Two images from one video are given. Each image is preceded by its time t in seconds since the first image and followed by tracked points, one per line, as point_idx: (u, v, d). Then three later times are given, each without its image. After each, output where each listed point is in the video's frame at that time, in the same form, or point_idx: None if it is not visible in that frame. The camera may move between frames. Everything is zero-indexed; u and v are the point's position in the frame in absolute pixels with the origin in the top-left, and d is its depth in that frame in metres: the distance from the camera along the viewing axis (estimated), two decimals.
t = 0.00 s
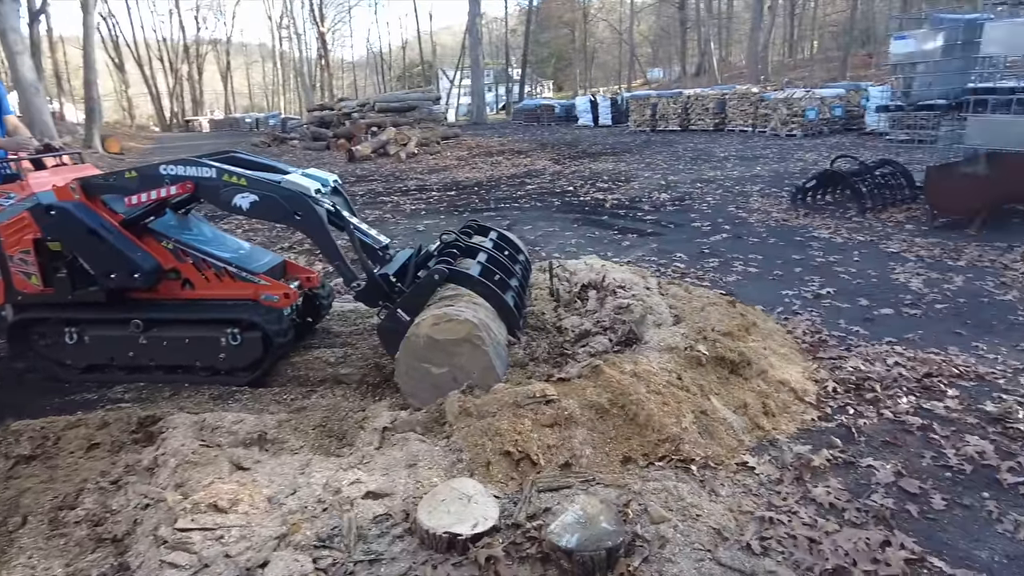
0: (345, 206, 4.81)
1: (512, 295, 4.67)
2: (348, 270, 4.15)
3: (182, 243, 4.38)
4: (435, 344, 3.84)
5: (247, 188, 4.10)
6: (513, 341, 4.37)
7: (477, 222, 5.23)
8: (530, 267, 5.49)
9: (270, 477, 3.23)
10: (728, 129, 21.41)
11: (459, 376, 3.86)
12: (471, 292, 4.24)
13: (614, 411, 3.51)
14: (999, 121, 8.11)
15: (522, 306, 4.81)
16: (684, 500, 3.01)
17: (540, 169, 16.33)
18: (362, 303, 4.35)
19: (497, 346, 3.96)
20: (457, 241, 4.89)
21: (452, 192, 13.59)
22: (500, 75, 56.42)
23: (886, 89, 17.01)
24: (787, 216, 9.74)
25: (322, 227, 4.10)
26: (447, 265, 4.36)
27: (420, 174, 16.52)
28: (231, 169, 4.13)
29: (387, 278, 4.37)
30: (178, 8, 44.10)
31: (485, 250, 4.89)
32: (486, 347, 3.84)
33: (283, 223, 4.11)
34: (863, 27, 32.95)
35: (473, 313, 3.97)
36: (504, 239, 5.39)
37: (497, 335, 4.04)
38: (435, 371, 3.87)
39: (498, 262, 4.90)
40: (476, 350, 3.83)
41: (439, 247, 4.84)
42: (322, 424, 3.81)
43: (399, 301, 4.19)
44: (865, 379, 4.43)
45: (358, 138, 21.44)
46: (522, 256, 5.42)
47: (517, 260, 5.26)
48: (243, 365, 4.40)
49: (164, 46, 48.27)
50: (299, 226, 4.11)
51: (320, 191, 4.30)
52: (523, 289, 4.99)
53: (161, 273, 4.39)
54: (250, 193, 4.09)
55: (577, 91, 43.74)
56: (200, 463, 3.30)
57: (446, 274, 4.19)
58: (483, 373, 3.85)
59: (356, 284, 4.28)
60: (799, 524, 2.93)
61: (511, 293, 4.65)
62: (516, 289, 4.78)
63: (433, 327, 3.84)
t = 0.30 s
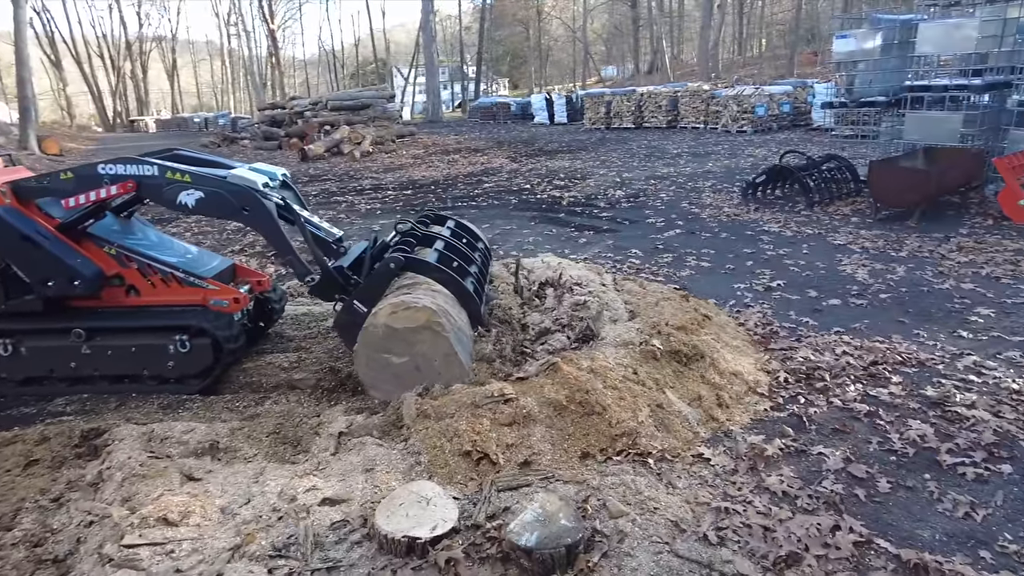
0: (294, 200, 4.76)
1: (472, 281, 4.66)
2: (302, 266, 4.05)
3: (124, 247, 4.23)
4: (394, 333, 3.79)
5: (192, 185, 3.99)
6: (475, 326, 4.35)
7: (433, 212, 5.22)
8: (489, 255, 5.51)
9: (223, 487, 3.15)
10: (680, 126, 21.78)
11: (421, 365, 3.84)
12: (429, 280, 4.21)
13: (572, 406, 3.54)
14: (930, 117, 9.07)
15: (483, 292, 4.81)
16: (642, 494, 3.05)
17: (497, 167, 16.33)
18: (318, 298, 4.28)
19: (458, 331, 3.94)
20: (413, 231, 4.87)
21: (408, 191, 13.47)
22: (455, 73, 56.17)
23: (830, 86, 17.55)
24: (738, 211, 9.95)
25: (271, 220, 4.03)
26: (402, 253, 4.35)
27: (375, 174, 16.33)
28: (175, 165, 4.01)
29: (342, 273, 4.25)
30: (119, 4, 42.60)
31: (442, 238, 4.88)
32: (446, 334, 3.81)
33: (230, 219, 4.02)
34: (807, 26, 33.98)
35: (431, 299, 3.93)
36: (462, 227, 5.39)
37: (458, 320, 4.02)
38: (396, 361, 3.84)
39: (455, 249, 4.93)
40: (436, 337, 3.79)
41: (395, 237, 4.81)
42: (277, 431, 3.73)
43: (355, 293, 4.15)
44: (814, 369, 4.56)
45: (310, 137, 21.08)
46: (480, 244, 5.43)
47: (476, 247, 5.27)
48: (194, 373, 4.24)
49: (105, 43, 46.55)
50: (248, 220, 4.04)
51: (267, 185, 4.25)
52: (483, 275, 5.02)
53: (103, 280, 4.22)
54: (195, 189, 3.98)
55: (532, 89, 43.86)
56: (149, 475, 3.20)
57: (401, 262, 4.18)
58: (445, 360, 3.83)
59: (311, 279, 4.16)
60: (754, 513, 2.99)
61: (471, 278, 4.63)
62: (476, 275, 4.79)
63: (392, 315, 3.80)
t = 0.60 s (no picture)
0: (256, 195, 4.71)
1: (440, 269, 4.64)
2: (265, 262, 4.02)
3: (78, 253, 4.12)
4: (361, 324, 3.74)
5: (149, 182, 3.93)
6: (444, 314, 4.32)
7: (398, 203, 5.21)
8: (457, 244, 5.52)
9: (193, 495, 3.10)
10: (650, 124, 21.97)
11: (390, 356, 3.80)
12: (396, 269, 4.18)
13: (546, 404, 3.55)
14: (892, 112, 9.35)
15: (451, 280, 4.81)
16: (616, 490, 3.07)
17: (468, 166, 16.29)
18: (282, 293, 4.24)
19: (427, 319, 3.91)
20: (378, 221, 4.85)
21: (379, 191, 13.37)
22: (425, 71, 55.86)
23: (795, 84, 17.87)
24: (707, 207, 10.07)
25: (231, 216, 3.96)
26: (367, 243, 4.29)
27: (346, 174, 16.17)
28: (130, 163, 3.95)
29: (307, 267, 4.28)
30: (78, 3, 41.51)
31: (408, 227, 4.87)
32: (415, 323, 3.77)
33: (189, 215, 3.95)
34: (772, 24, 34.57)
35: (398, 288, 3.89)
36: (428, 217, 5.40)
37: (426, 307, 3.98)
38: (364, 353, 3.79)
39: (422, 239, 4.90)
40: (405, 326, 3.75)
41: (360, 228, 4.77)
42: (246, 436, 3.67)
43: (319, 286, 4.09)
44: (784, 362, 4.64)
45: (278, 137, 20.82)
46: (447, 233, 5.44)
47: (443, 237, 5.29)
48: (154, 380, 4.16)
49: (63, 42, 45.36)
50: (207, 217, 3.97)
51: (226, 180, 4.19)
52: (452, 264, 5.00)
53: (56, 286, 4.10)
54: (152, 187, 3.92)
55: (502, 88, 43.82)
56: (115, 486, 3.12)
57: (367, 252, 4.09)
58: (414, 348, 3.79)
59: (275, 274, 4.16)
60: (727, 506, 3.03)
61: (438, 267, 4.63)
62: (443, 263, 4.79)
63: (358, 306, 3.74)
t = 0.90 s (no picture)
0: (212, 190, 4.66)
1: (400, 255, 4.60)
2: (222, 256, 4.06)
3: (28, 258, 4.03)
4: (317, 311, 3.71)
5: (98, 180, 3.89)
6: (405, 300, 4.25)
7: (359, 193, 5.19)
8: (422, 232, 5.50)
9: (175, 501, 3.06)
10: (630, 123, 22.09)
11: (347, 342, 3.76)
12: (353, 256, 4.15)
13: (530, 403, 3.55)
14: (866, 110, 9.43)
15: (414, 266, 4.79)
16: (602, 487, 3.08)
17: (449, 166, 16.25)
18: (240, 286, 4.22)
19: (385, 304, 3.87)
20: (337, 210, 4.84)
21: (360, 192, 13.32)
22: (405, 71, 55.61)
23: (772, 83, 18.06)
24: (687, 205, 10.15)
25: (185, 211, 3.93)
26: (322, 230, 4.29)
27: (326, 175, 16.07)
28: (78, 161, 3.90)
29: (264, 258, 4.22)
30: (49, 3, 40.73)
31: (368, 215, 4.87)
32: (372, 308, 3.73)
33: (142, 211, 3.92)
34: (749, 23, 34.95)
35: (354, 274, 3.86)
36: (390, 206, 5.39)
37: (384, 293, 3.94)
38: (321, 340, 3.75)
39: (382, 226, 4.87)
40: (361, 311, 3.71)
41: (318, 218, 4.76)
42: (229, 441, 3.64)
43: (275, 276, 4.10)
44: (765, 357, 4.68)
45: (256, 138, 20.61)
46: (412, 222, 5.43)
47: (406, 225, 5.28)
48: (110, 387, 4.11)
49: (34, 44, 44.48)
50: (161, 212, 3.94)
51: (178, 175, 4.14)
52: (414, 251, 4.97)
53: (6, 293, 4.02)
54: (101, 185, 3.88)
55: (482, 88, 43.78)
56: (94, 494, 3.07)
57: (320, 240, 4.10)
58: (372, 333, 3.75)
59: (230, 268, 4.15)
60: (710, 501, 3.06)
61: (400, 251, 4.60)
62: (405, 249, 4.78)
63: (312, 294, 3.71)
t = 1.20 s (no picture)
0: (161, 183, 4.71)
1: (349, 240, 4.71)
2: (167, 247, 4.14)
3: None
4: (259, 298, 3.75)
5: (38, 177, 4.00)
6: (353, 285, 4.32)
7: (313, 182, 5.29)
8: (381, 218, 5.58)
9: (164, 506, 3.03)
10: (615, 122, 22.18)
11: (293, 327, 3.81)
12: (298, 243, 4.26)
13: (520, 402, 3.56)
14: (849, 109, 9.60)
15: (366, 250, 4.91)
16: (593, 484, 3.10)
17: (436, 166, 16.22)
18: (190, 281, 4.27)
19: (330, 288, 3.93)
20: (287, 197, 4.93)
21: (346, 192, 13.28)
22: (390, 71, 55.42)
23: (755, 82, 18.21)
24: (673, 204, 10.19)
25: (128, 205, 4.07)
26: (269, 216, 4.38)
27: (312, 175, 16.00)
28: (20, 159, 4.02)
29: (212, 250, 4.30)
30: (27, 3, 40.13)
31: (320, 202, 4.97)
32: (314, 292, 3.79)
33: (87, 207, 4.05)
34: (732, 22, 35.21)
35: (296, 260, 3.92)
36: (346, 193, 5.47)
37: (329, 277, 4.00)
38: (265, 327, 3.79)
39: (332, 212, 4.98)
40: (304, 296, 3.76)
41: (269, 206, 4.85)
42: (217, 443, 3.61)
43: (219, 265, 4.23)
44: (752, 354, 4.73)
45: (240, 139, 20.46)
46: (370, 209, 5.52)
47: (362, 211, 5.37)
48: (59, 393, 4.03)
49: (12, 44, 43.82)
50: (106, 208, 4.08)
51: (122, 170, 4.25)
52: (367, 236, 5.06)
53: None
54: (42, 181, 3.99)
55: (468, 87, 43.74)
56: (81, 500, 3.04)
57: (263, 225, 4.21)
58: (316, 318, 3.80)
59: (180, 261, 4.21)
60: (701, 496, 3.08)
61: (349, 237, 4.72)
62: (356, 234, 4.89)
63: (253, 281, 3.76)
